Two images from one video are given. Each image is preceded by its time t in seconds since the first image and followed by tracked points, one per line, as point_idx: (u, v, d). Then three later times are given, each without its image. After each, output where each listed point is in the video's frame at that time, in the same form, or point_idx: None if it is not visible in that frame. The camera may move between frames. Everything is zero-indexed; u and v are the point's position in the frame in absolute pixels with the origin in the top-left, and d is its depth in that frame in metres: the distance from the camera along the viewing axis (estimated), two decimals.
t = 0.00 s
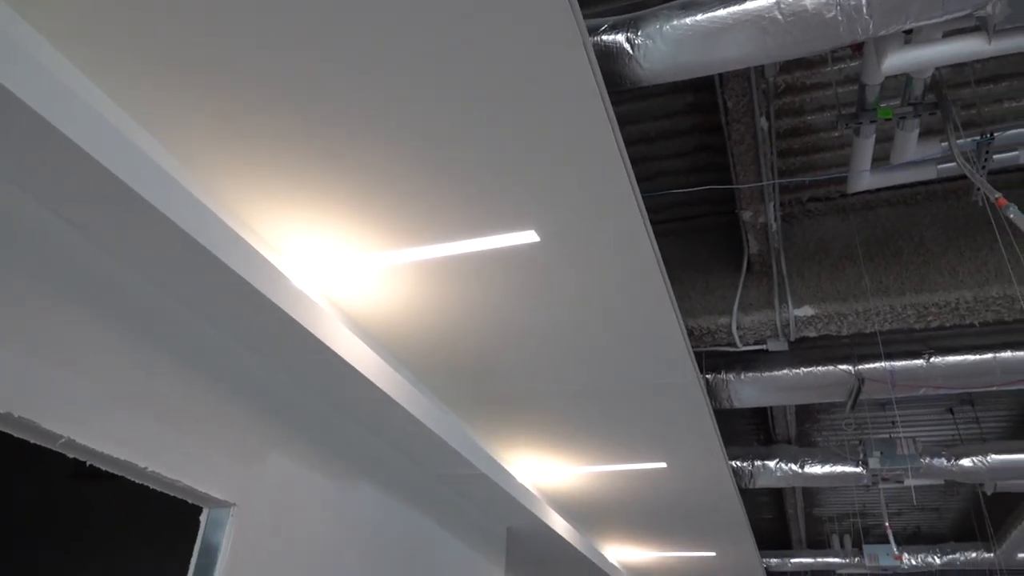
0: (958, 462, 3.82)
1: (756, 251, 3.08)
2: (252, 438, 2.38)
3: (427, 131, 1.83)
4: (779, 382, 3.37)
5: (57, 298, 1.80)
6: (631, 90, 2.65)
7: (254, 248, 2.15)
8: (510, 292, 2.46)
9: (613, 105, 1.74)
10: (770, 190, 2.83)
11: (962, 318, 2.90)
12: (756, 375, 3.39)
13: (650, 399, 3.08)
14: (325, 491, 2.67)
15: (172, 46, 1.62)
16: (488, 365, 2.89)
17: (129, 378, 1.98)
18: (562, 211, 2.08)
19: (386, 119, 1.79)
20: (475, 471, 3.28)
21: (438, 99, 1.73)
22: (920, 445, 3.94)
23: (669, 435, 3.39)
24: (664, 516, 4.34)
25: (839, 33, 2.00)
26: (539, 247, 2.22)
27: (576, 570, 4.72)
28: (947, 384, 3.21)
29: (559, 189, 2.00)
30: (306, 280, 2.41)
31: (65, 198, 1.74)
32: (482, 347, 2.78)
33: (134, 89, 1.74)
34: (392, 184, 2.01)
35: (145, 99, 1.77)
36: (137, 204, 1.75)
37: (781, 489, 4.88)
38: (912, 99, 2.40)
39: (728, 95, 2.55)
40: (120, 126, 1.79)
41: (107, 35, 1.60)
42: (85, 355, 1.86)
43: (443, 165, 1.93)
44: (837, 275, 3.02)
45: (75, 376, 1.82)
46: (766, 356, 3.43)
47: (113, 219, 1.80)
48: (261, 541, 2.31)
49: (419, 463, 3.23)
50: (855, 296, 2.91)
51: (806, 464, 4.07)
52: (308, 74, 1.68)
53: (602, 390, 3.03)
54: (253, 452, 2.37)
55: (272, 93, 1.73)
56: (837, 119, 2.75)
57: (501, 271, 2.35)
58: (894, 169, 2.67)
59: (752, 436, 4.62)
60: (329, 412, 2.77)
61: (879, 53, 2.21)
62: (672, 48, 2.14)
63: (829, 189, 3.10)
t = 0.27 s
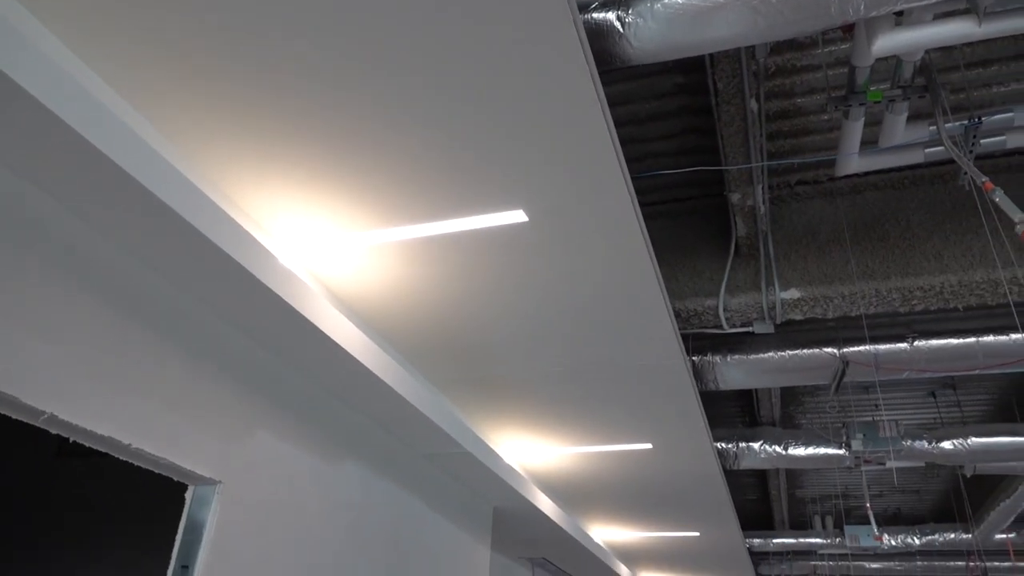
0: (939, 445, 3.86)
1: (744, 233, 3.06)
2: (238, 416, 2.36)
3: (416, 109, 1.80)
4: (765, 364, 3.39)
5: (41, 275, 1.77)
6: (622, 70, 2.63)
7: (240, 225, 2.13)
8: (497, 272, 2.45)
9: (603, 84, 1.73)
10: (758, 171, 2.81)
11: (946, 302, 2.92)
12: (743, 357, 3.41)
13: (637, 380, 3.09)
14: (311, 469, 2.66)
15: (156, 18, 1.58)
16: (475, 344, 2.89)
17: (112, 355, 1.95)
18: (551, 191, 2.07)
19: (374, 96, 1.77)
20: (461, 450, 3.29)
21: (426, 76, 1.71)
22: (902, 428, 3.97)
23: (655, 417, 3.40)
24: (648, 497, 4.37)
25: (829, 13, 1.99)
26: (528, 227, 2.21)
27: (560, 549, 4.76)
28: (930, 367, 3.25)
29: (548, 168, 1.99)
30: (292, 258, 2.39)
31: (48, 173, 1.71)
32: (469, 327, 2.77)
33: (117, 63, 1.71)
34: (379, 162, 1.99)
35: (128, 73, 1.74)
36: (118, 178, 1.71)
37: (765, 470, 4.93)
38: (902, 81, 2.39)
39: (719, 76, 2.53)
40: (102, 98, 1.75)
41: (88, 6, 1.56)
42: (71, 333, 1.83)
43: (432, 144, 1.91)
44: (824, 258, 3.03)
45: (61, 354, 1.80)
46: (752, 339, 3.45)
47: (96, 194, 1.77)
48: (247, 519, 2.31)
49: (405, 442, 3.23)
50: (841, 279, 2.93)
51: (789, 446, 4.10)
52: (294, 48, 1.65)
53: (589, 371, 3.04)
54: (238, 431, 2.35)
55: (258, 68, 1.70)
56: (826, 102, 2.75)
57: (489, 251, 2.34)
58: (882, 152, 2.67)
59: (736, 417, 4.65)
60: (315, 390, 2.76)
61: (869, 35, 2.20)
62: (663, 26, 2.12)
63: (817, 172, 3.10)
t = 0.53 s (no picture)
0: (920, 427, 3.91)
1: (732, 216, 3.07)
2: (223, 394, 2.35)
3: (403, 84, 1.78)
4: (751, 346, 3.41)
5: (24, 249, 1.75)
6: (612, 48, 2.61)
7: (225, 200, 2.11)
8: (485, 251, 2.44)
9: (592, 61, 1.71)
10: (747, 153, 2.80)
11: (930, 285, 2.94)
12: (729, 338, 3.42)
13: (623, 361, 3.11)
14: (297, 448, 2.66)
15: None
16: (463, 323, 2.88)
17: (97, 332, 1.92)
18: (539, 170, 2.06)
19: (360, 70, 1.74)
20: (448, 429, 3.30)
21: (414, 51, 1.68)
22: (885, 410, 4.02)
23: (641, 397, 3.42)
24: (634, 476, 4.41)
25: None
26: (516, 206, 2.20)
27: (546, 528, 4.80)
28: (913, 350, 3.27)
29: (536, 146, 1.97)
30: (279, 234, 2.37)
31: (29, 146, 1.68)
32: (456, 306, 2.77)
33: (100, 32, 1.68)
34: (367, 139, 1.97)
35: (111, 43, 1.71)
36: (99, 151, 1.68)
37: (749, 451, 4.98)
38: (892, 64, 2.38)
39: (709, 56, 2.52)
40: (83, 69, 1.72)
41: None
42: (55, 308, 1.81)
43: (419, 120, 1.89)
44: (811, 240, 3.04)
45: (44, 329, 1.78)
46: (738, 321, 3.46)
47: (78, 167, 1.74)
48: (232, 496, 2.30)
49: (391, 421, 3.24)
50: (827, 262, 2.95)
51: (774, 428, 4.14)
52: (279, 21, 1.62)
53: (576, 351, 3.04)
54: (224, 409, 2.34)
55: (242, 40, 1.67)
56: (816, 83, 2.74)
57: (477, 230, 2.33)
58: (870, 134, 2.67)
59: (722, 399, 4.69)
60: (301, 368, 2.75)
61: (861, 15, 2.17)
62: (654, 2, 2.10)
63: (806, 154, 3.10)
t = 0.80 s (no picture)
0: (903, 408, 3.94)
1: (720, 196, 3.06)
2: (208, 371, 2.33)
3: (390, 58, 1.75)
4: (737, 327, 3.42)
5: (6, 220, 1.72)
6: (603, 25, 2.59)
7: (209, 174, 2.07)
8: (472, 229, 2.43)
9: (582, 37, 1.68)
10: (736, 133, 2.80)
11: (915, 267, 2.96)
12: (715, 319, 3.43)
13: (609, 341, 3.11)
14: (283, 426, 2.65)
15: None
16: (450, 302, 2.87)
17: (79, 307, 1.90)
18: (528, 147, 2.04)
19: (347, 43, 1.71)
20: (435, 408, 3.30)
21: (401, 23, 1.65)
22: (869, 392, 4.06)
23: (628, 377, 3.43)
24: (620, 456, 4.44)
25: None
26: (503, 183, 2.18)
27: (532, 507, 4.84)
28: (897, 332, 3.29)
29: (524, 123, 1.95)
30: (264, 210, 2.35)
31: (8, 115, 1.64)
32: (442, 285, 2.76)
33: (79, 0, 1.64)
34: (353, 114, 1.94)
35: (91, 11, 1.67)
36: (79, 122, 1.65)
37: (734, 431, 5.02)
38: (882, 44, 2.37)
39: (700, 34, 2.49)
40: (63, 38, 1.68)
41: None
42: (36, 281, 1.78)
43: (407, 95, 1.87)
44: (798, 222, 3.05)
45: (25, 303, 1.75)
46: (724, 302, 3.48)
47: (58, 138, 1.71)
48: (216, 474, 2.29)
49: (378, 399, 3.23)
50: (813, 244, 2.96)
51: (758, 409, 4.17)
52: None
53: (563, 331, 3.04)
54: (208, 386, 2.32)
55: (226, 11, 1.64)
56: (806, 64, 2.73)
57: (464, 208, 2.31)
58: (860, 115, 2.67)
59: (707, 379, 4.72)
60: (286, 345, 2.73)
61: None
62: None
63: (795, 136, 3.10)
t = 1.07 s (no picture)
0: (887, 391, 3.99)
1: (709, 179, 3.06)
2: (193, 350, 2.32)
3: (378, 34, 1.73)
4: (725, 310, 3.44)
5: None
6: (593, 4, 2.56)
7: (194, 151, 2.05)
8: (460, 209, 2.42)
9: (572, 15, 1.67)
10: (727, 116, 2.79)
11: (901, 251, 2.98)
12: (703, 302, 3.44)
13: (598, 322, 3.12)
14: (269, 405, 2.65)
15: None
16: (438, 282, 2.87)
17: (62, 284, 1.88)
18: (516, 127, 2.02)
19: (333, 18, 1.69)
20: (422, 388, 3.30)
21: None
22: (853, 375, 4.09)
23: (615, 359, 3.45)
24: (606, 438, 4.46)
25: None
26: (492, 163, 2.17)
27: (519, 487, 4.87)
28: (883, 316, 3.31)
29: (513, 103, 1.93)
30: (250, 188, 2.33)
31: None
32: (430, 265, 2.75)
33: None
34: (340, 91, 1.92)
35: None
36: (59, 95, 1.62)
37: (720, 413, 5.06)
38: (873, 26, 2.36)
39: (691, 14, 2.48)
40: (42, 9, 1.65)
41: None
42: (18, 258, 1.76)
43: (394, 72, 1.85)
44: (786, 205, 3.06)
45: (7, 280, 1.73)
46: (712, 285, 3.49)
47: (39, 112, 1.68)
48: (202, 453, 2.29)
49: (366, 379, 3.23)
50: (801, 227, 2.97)
51: (745, 391, 4.20)
52: None
53: (551, 312, 3.05)
54: (194, 365, 2.31)
55: None
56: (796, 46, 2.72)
57: (452, 187, 2.30)
58: (849, 98, 2.66)
59: (695, 362, 4.74)
60: (273, 325, 2.72)
61: None
62: None
63: (785, 119, 3.09)
